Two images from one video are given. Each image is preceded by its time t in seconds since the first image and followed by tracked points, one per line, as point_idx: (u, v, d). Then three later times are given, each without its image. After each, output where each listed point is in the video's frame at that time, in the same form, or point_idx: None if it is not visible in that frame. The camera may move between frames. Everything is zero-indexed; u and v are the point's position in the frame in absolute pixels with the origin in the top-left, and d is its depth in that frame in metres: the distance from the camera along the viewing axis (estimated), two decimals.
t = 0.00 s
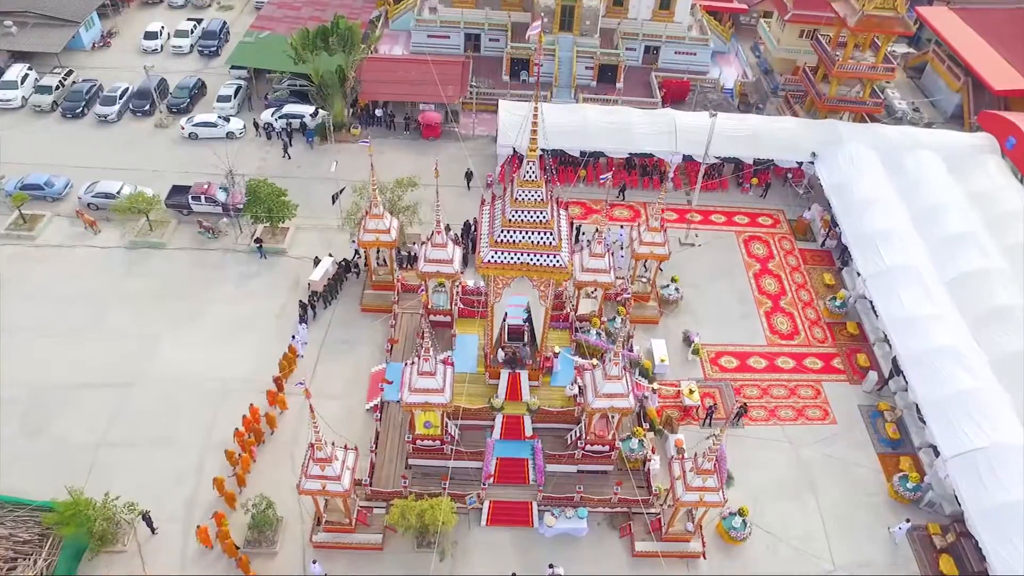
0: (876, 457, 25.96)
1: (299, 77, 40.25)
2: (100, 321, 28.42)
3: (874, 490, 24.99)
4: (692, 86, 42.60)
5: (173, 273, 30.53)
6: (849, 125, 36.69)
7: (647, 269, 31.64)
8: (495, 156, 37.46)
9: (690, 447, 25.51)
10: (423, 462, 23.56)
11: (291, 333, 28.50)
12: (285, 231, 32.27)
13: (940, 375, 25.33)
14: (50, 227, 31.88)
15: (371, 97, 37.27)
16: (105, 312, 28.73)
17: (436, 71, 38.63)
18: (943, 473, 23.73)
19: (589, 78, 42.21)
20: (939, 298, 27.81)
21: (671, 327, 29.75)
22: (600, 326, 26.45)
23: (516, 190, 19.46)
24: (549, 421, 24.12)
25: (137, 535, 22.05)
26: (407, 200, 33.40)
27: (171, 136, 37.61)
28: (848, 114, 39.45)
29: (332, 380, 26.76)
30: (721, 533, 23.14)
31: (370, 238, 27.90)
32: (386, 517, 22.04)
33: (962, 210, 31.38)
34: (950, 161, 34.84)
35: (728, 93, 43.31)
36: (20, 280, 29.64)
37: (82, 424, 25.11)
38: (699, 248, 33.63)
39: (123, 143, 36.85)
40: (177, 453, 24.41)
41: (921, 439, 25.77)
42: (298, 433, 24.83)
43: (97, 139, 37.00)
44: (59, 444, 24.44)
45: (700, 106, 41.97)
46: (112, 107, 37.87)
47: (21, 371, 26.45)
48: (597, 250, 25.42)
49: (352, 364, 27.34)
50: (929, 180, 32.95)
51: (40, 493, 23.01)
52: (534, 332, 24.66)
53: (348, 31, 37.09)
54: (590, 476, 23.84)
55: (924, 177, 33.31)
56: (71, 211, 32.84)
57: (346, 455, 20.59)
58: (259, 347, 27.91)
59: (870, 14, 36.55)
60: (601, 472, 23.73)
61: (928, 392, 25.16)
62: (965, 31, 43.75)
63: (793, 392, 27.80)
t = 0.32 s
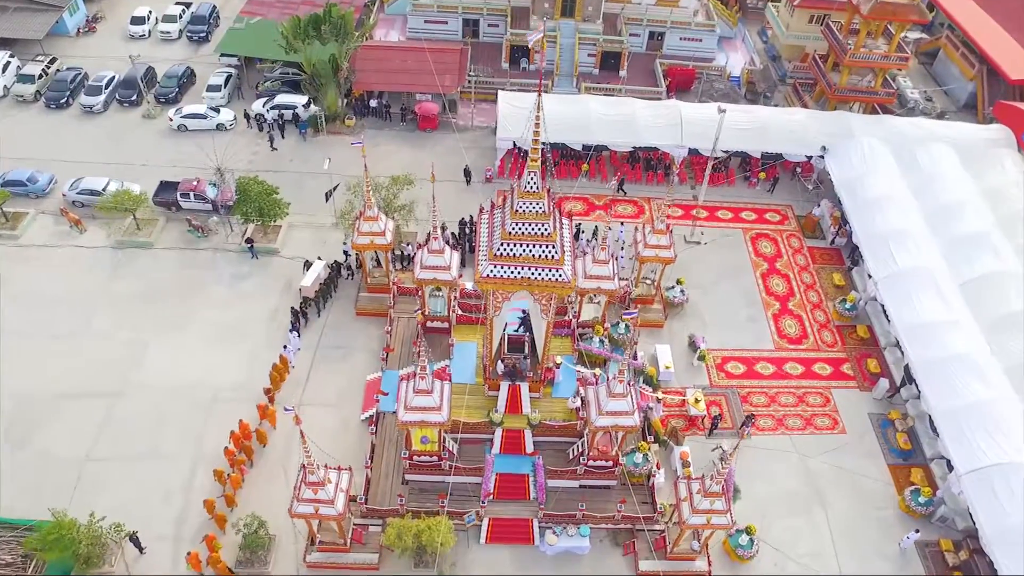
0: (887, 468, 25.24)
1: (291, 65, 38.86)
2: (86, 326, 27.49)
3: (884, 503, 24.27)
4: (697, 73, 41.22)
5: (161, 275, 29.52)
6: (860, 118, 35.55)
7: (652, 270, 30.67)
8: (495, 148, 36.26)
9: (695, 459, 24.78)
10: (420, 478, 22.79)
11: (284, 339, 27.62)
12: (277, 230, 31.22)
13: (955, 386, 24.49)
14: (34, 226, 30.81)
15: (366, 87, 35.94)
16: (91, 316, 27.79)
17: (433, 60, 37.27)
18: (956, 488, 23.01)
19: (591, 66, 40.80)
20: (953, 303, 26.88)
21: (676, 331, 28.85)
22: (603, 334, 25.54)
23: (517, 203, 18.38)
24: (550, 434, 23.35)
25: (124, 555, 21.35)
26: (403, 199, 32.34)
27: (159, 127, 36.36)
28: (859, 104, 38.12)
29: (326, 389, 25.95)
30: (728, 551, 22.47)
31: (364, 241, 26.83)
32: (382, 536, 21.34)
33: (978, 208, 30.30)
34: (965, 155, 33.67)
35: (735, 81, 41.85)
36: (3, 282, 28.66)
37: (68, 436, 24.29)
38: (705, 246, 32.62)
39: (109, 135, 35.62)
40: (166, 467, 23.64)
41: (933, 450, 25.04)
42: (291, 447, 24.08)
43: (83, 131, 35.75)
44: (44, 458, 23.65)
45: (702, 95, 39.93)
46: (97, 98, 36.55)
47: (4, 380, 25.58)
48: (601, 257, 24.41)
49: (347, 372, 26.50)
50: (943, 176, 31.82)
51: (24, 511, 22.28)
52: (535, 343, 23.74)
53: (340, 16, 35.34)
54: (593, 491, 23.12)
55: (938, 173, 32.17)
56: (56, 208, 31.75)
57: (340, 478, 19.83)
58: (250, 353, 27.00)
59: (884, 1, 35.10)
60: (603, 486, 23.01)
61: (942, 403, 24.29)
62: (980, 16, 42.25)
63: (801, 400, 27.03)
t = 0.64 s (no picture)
0: (896, 481, 24.62)
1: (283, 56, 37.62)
2: (74, 333, 26.70)
3: (894, 518, 23.67)
4: (702, 64, 39.91)
5: (149, 278, 28.66)
6: (870, 112, 34.53)
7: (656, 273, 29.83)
8: (494, 143, 35.20)
9: (700, 472, 24.16)
10: (417, 495, 22.15)
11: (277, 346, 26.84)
12: (270, 230, 30.29)
13: (970, 400, 23.80)
14: (19, 226, 29.91)
15: (361, 79, 34.78)
16: (78, 322, 26.98)
17: (430, 51, 36.05)
18: (969, 505, 22.39)
19: (593, 56, 39.53)
20: (968, 311, 26.11)
21: (680, 336, 28.07)
22: (606, 344, 24.77)
23: (517, 218, 17.45)
24: (552, 449, 22.70)
25: None
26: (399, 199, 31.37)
27: (147, 121, 35.26)
28: (869, 97, 36.93)
29: (320, 400, 25.22)
30: (733, 569, 21.90)
31: (359, 246, 25.93)
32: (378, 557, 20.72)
33: (994, 209, 29.36)
34: (979, 151, 32.64)
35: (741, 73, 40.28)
36: None
37: (54, 450, 23.59)
38: (710, 247, 31.73)
39: (96, 130, 34.52)
40: (156, 483, 22.98)
41: (944, 462, 24.41)
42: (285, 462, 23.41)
43: (69, 125, 34.66)
44: (29, 473, 22.97)
45: (708, 88, 38.79)
46: (83, 90, 35.39)
47: None
48: (605, 266, 23.46)
49: (342, 381, 25.74)
50: (957, 175, 30.84)
51: (9, 530, 21.65)
52: (535, 356, 22.84)
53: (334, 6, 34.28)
54: (595, 507, 22.49)
55: (952, 170, 31.19)
56: (41, 208, 30.80)
57: (334, 502, 19.24)
58: (243, 361, 26.23)
59: None
60: (606, 502, 22.38)
61: (956, 417, 23.66)
62: (995, 4, 40.87)
63: (809, 410, 26.35)
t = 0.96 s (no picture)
0: (908, 498, 23.91)
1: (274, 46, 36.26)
2: (59, 343, 25.79)
3: (905, 537, 22.98)
4: (709, 53, 38.54)
5: (137, 284, 27.68)
6: (882, 106, 33.37)
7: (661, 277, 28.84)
8: (493, 139, 34.03)
9: (705, 490, 23.46)
10: (415, 516, 21.44)
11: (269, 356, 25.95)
12: (261, 233, 29.26)
13: (986, 417, 23.10)
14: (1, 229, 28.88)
15: (355, 72, 33.52)
16: (64, 332, 26.07)
17: (427, 42, 34.71)
18: (985, 527, 21.71)
19: (596, 45, 38.13)
20: (984, 321, 25.29)
21: (685, 345, 27.19)
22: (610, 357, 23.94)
23: (518, 240, 16.49)
24: (554, 468, 22.00)
25: None
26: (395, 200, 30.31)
27: (134, 116, 34.01)
28: (881, 89, 35.61)
29: (315, 413, 24.43)
30: None
31: (353, 254, 24.92)
32: None
33: (1011, 212, 28.37)
34: (995, 148, 31.55)
35: (748, 63, 39.08)
36: None
37: (39, 468, 22.81)
38: (716, 249, 30.72)
39: (81, 125, 33.29)
40: (145, 502, 22.23)
41: (957, 479, 23.69)
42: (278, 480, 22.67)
43: (52, 120, 33.42)
44: (14, 492, 22.22)
45: (715, 80, 37.49)
46: (67, 83, 34.07)
47: None
48: (609, 278, 22.37)
49: (336, 394, 24.92)
50: (973, 174, 29.81)
51: None
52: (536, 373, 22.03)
53: None
54: (599, 528, 21.79)
55: (968, 169, 30.13)
56: (24, 209, 29.73)
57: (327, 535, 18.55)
58: (234, 372, 25.37)
59: None
60: (610, 523, 21.70)
61: (972, 434, 22.96)
62: None
63: (818, 422, 25.55)
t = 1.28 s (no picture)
0: (920, 517, 23.19)
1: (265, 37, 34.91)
2: (43, 355, 24.92)
3: (917, 559, 22.29)
4: (716, 44, 37.18)
5: (124, 292, 26.74)
6: (896, 102, 32.18)
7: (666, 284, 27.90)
8: (492, 136, 32.85)
9: (711, 511, 22.76)
10: (412, 542, 20.68)
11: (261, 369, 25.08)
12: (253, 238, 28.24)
13: (1002, 436, 22.33)
14: None
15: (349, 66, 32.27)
16: (48, 343, 25.19)
17: (424, 34, 33.39)
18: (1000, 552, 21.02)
19: (599, 36, 36.76)
20: (1001, 333, 24.40)
21: (691, 356, 26.37)
22: (613, 375, 23.16)
23: (520, 268, 15.65)
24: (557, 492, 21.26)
25: None
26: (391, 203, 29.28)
27: (120, 112, 32.79)
28: (894, 83, 34.34)
29: (308, 430, 23.60)
30: None
31: (346, 265, 23.93)
32: None
33: None
34: (1013, 146, 30.40)
35: (756, 54, 37.79)
36: None
37: (24, 488, 22.05)
38: (723, 253, 29.75)
39: (65, 122, 32.10)
40: (133, 524, 21.49)
41: (971, 498, 23.01)
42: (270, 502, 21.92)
43: (35, 116, 32.23)
44: None
45: (722, 73, 36.13)
46: (50, 78, 32.80)
47: None
48: (613, 295, 21.41)
49: (330, 409, 24.09)
50: (990, 176, 28.72)
51: None
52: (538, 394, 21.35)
53: None
54: (602, 552, 21.10)
55: (985, 170, 29.03)
56: (6, 212, 28.71)
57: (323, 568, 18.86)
58: (225, 386, 24.52)
59: None
60: (613, 547, 21.00)
61: (987, 454, 22.21)
62: None
63: (828, 438, 24.80)
